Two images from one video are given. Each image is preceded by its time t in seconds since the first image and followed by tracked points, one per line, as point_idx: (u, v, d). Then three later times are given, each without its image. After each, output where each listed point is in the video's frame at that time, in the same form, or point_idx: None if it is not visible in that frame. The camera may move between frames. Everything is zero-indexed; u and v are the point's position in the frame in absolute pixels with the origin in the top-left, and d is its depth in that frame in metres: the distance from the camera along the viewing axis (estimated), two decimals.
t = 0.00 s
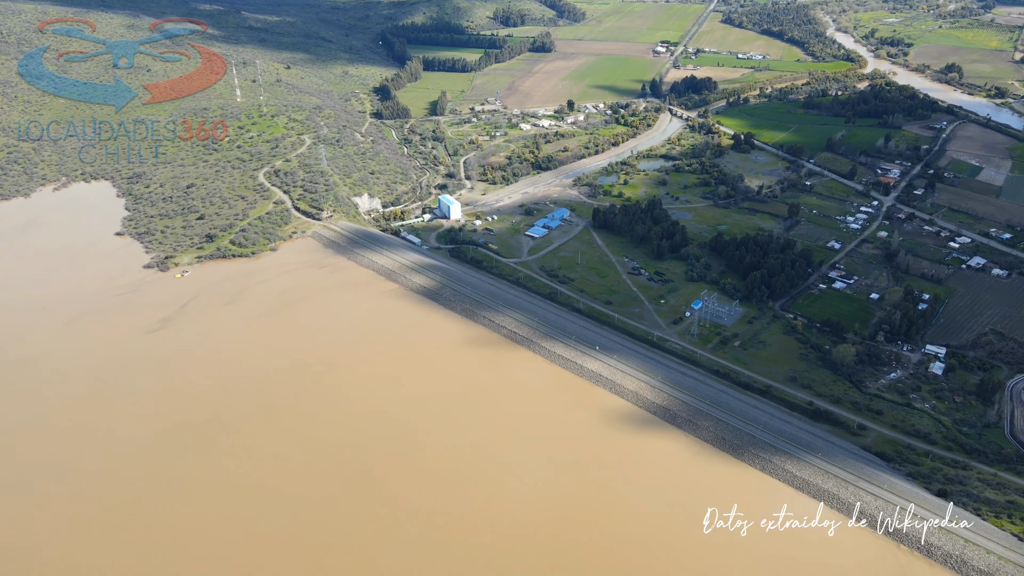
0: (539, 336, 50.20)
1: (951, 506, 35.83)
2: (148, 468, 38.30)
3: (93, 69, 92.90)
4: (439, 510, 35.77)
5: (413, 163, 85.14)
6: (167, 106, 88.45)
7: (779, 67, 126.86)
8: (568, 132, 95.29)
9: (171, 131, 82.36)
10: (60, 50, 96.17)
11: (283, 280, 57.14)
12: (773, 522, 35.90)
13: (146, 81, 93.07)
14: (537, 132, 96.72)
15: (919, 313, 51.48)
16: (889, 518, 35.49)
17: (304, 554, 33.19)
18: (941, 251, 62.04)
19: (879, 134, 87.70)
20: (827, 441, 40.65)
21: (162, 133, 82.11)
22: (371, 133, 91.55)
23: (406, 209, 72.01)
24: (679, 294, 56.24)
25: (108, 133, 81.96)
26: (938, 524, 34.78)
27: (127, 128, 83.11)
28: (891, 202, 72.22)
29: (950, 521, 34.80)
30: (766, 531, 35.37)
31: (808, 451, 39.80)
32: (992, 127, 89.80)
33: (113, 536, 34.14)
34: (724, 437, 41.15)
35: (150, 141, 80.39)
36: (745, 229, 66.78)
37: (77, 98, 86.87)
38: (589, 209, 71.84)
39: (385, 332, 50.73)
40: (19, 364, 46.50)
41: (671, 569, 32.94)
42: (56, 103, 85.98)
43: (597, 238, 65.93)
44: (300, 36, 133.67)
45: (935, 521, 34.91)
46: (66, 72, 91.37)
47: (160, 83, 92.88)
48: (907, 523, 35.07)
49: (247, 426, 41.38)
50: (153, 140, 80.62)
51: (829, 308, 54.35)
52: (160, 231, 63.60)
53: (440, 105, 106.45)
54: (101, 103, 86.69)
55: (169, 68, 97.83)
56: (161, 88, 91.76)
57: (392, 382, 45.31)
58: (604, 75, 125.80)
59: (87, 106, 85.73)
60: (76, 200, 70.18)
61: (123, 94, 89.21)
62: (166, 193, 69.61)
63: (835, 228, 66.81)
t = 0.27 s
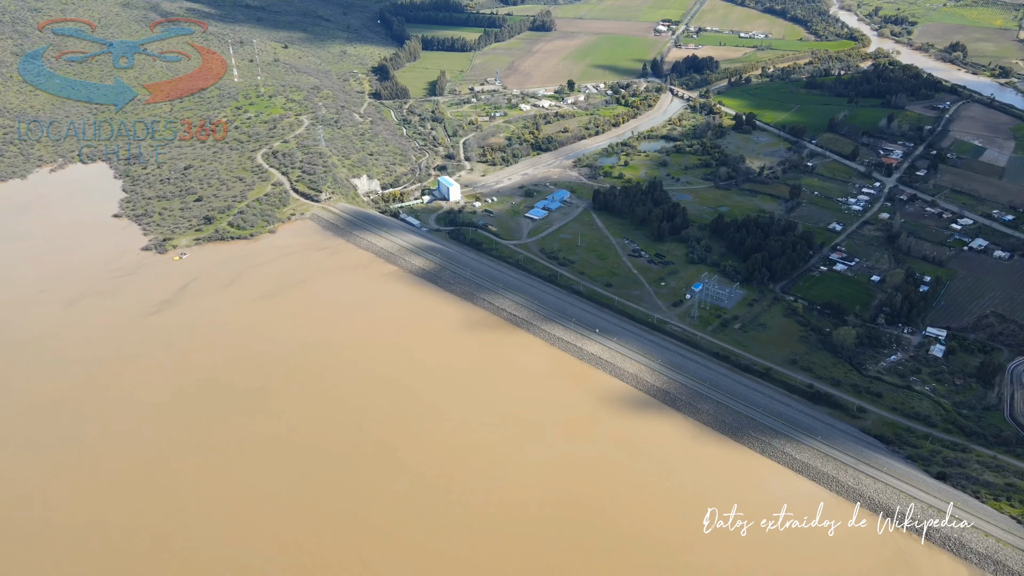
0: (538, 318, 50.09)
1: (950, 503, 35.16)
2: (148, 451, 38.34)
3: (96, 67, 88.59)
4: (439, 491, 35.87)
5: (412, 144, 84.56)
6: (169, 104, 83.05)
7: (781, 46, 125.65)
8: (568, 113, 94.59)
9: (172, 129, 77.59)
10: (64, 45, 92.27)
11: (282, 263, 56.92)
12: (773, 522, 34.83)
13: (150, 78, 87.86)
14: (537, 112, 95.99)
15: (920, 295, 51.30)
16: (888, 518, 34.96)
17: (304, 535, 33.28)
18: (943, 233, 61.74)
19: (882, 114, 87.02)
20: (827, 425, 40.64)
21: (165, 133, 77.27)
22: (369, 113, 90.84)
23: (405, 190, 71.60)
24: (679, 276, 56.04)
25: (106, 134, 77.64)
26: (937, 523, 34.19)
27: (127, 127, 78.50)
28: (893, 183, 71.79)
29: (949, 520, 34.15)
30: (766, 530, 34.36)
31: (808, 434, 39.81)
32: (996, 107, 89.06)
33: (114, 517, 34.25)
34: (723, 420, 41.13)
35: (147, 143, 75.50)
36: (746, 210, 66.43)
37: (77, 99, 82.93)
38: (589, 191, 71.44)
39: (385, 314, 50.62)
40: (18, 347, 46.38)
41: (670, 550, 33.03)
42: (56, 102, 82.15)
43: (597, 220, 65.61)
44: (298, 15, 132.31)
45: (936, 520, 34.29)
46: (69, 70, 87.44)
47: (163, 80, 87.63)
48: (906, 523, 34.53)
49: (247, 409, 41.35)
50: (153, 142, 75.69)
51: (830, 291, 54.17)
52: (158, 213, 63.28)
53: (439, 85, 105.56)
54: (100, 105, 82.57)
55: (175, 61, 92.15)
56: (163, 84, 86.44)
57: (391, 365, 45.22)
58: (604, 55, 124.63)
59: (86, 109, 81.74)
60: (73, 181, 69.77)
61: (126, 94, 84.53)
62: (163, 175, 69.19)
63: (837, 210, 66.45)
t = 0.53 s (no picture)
0: (538, 302, 49.95)
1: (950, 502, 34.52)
2: (147, 434, 38.38)
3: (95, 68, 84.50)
4: (438, 475, 35.93)
5: (411, 126, 83.99)
6: (169, 105, 78.56)
7: (784, 26, 124.45)
8: (568, 94, 93.86)
9: (173, 132, 73.44)
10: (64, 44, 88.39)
11: (281, 246, 56.70)
12: (773, 522, 33.97)
13: (150, 79, 83.43)
14: (537, 94, 95.23)
15: (922, 279, 51.11)
16: (888, 518, 34.31)
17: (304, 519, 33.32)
18: (945, 216, 61.41)
19: (885, 96, 86.31)
20: (826, 409, 40.60)
21: (165, 135, 73.00)
22: (368, 95, 90.12)
23: (404, 173, 71.16)
24: (679, 260, 55.81)
25: (104, 138, 73.83)
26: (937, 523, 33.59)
27: (126, 131, 74.39)
28: (896, 166, 71.33)
29: (949, 519, 33.55)
30: (766, 530, 33.53)
31: (807, 419, 39.78)
32: (1000, 88, 88.31)
33: (114, 501, 34.33)
34: (723, 404, 41.09)
35: (146, 145, 71.25)
36: (747, 193, 66.06)
37: (76, 102, 79.19)
38: (590, 174, 71.01)
39: (384, 298, 50.48)
40: (16, 332, 46.22)
41: (669, 533, 33.10)
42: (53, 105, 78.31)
43: (598, 203, 65.27)
44: None
45: (935, 521, 33.73)
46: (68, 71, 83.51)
47: (164, 81, 83.15)
48: (906, 523, 33.93)
49: (246, 394, 41.28)
50: (152, 144, 71.41)
51: (831, 274, 53.99)
52: (156, 196, 62.94)
53: (438, 66, 104.65)
54: (99, 108, 78.54)
55: (178, 61, 87.67)
56: (165, 85, 82.01)
57: (391, 350, 45.10)
58: (605, 35, 123.47)
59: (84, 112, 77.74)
60: (70, 164, 69.34)
61: (126, 96, 80.42)
62: (160, 158, 68.78)
63: (838, 193, 66.07)
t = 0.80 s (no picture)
0: (538, 285, 49.78)
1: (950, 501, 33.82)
2: (146, 417, 38.40)
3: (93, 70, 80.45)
4: (437, 457, 35.97)
5: (410, 107, 83.26)
6: (168, 105, 74.01)
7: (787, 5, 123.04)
8: (568, 74, 93.00)
9: (172, 133, 69.23)
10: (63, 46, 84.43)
11: (279, 229, 56.42)
12: (773, 522, 33.08)
13: (149, 78, 79.00)
14: (537, 74, 94.38)
15: (923, 261, 50.87)
16: (888, 518, 33.43)
17: (303, 501, 33.37)
18: (947, 198, 61.03)
19: (888, 75, 85.52)
20: (826, 392, 40.56)
21: (163, 136, 68.72)
22: (366, 75, 89.32)
23: (404, 154, 70.66)
24: (680, 242, 55.56)
25: (100, 139, 69.78)
26: (937, 523, 32.94)
27: (122, 131, 70.17)
28: (898, 147, 70.82)
29: (948, 520, 32.97)
30: (766, 530, 32.73)
31: (807, 402, 39.75)
32: (1004, 68, 87.47)
33: (113, 483, 34.40)
34: (723, 387, 41.02)
35: (143, 149, 66.99)
36: (748, 175, 65.66)
37: (72, 104, 75.29)
38: (590, 155, 70.54)
39: (383, 281, 50.33)
40: (14, 316, 46.08)
41: (667, 515, 33.13)
42: (48, 107, 74.49)
43: (598, 184, 64.89)
44: None
45: (935, 521, 33.07)
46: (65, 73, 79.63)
47: (164, 79, 78.62)
48: (907, 523, 33.14)
49: (245, 377, 41.19)
50: (149, 147, 67.11)
51: (832, 257, 53.79)
52: (153, 178, 62.57)
53: (437, 45, 103.62)
54: (95, 110, 74.37)
55: (179, 57, 82.97)
56: (164, 84, 77.53)
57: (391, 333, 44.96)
58: (605, 14, 122.22)
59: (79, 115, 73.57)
60: (67, 145, 68.87)
61: (123, 97, 76.18)
62: (157, 139, 68.29)
63: (840, 175, 65.65)
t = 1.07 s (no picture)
0: (538, 268, 49.56)
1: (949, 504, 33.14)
2: (146, 401, 38.36)
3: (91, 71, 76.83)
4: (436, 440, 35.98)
5: (409, 87, 82.54)
6: (168, 106, 70.09)
7: None
8: (569, 54, 92.10)
9: (173, 135, 65.62)
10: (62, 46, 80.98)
11: (278, 211, 56.11)
12: (773, 522, 32.15)
13: (149, 78, 75.21)
14: (537, 54, 93.51)
15: (925, 243, 50.61)
16: (889, 518, 32.55)
17: (301, 484, 33.37)
18: (950, 179, 60.63)
19: (892, 55, 84.69)
20: (826, 376, 40.48)
21: (163, 139, 65.04)
22: (365, 54, 88.47)
23: (403, 135, 70.15)
24: (681, 224, 55.27)
25: (97, 140, 66.03)
26: (937, 524, 32.23)
27: (120, 133, 66.47)
28: (901, 127, 70.28)
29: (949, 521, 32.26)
30: (767, 531, 31.80)
31: (807, 385, 39.68)
32: (1009, 47, 86.57)
33: (113, 466, 34.44)
34: (723, 371, 40.92)
35: (141, 152, 63.33)
36: (749, 156, 65.20)
37: (70, 105, 71.82)
38: (590, 136, 70.04)
39: (381, 263, 50.14)
40: (13, 299, 45.95)
41: (666, 497, 33.12)
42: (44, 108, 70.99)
43: (598, 166, 64.46)
44: None
45: (935, 521, 32.34)
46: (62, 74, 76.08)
47: (165, 79, 74.71)
48: (907, 523, 32.31)
49: (244, 361, 41.10)
50: (148, 151, 63.49)
51: (833, 239, 53.52)
52: (150, 160, 62.16)
53: (436, 24, 102.56)
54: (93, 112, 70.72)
55: (180, 56, 78.92)
56: (165, 84, 73.69)
57: (390, 316, 44.82)
58: None
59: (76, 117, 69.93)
60: (63, 127, 68.38)
61: (121, 97, 72.42)
62: (154, 120, 67.78)
63: (842, 156, 65.19)
